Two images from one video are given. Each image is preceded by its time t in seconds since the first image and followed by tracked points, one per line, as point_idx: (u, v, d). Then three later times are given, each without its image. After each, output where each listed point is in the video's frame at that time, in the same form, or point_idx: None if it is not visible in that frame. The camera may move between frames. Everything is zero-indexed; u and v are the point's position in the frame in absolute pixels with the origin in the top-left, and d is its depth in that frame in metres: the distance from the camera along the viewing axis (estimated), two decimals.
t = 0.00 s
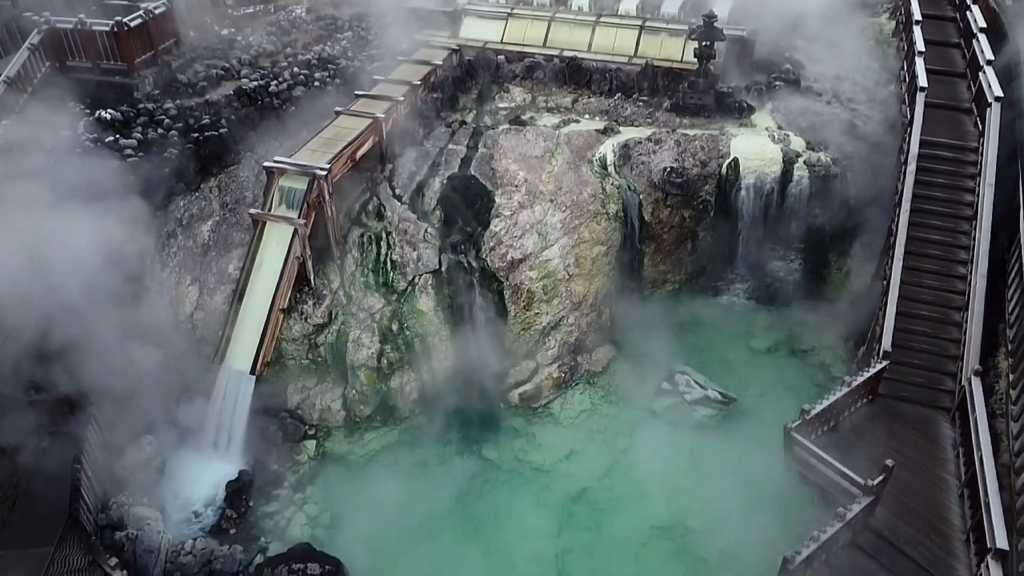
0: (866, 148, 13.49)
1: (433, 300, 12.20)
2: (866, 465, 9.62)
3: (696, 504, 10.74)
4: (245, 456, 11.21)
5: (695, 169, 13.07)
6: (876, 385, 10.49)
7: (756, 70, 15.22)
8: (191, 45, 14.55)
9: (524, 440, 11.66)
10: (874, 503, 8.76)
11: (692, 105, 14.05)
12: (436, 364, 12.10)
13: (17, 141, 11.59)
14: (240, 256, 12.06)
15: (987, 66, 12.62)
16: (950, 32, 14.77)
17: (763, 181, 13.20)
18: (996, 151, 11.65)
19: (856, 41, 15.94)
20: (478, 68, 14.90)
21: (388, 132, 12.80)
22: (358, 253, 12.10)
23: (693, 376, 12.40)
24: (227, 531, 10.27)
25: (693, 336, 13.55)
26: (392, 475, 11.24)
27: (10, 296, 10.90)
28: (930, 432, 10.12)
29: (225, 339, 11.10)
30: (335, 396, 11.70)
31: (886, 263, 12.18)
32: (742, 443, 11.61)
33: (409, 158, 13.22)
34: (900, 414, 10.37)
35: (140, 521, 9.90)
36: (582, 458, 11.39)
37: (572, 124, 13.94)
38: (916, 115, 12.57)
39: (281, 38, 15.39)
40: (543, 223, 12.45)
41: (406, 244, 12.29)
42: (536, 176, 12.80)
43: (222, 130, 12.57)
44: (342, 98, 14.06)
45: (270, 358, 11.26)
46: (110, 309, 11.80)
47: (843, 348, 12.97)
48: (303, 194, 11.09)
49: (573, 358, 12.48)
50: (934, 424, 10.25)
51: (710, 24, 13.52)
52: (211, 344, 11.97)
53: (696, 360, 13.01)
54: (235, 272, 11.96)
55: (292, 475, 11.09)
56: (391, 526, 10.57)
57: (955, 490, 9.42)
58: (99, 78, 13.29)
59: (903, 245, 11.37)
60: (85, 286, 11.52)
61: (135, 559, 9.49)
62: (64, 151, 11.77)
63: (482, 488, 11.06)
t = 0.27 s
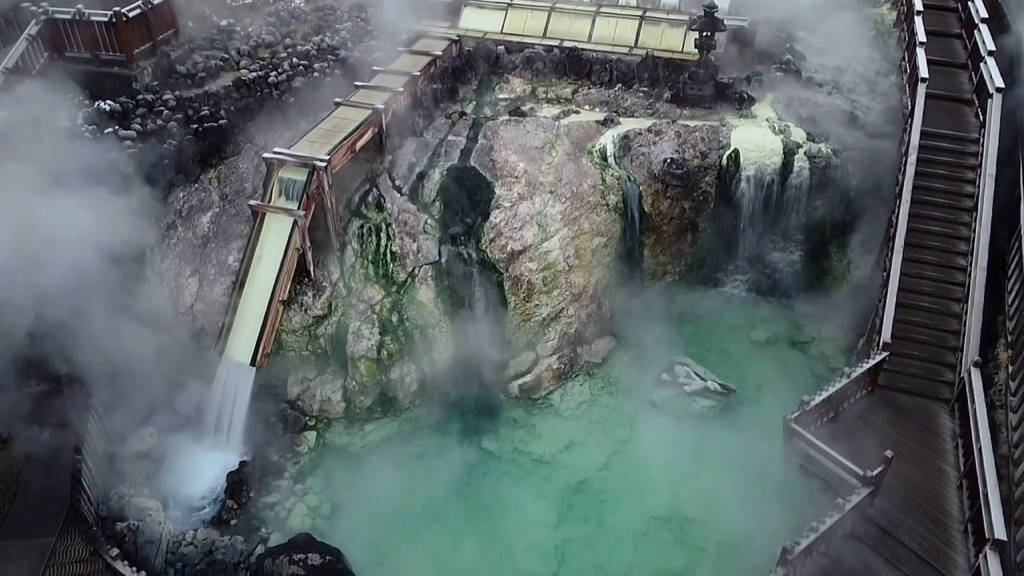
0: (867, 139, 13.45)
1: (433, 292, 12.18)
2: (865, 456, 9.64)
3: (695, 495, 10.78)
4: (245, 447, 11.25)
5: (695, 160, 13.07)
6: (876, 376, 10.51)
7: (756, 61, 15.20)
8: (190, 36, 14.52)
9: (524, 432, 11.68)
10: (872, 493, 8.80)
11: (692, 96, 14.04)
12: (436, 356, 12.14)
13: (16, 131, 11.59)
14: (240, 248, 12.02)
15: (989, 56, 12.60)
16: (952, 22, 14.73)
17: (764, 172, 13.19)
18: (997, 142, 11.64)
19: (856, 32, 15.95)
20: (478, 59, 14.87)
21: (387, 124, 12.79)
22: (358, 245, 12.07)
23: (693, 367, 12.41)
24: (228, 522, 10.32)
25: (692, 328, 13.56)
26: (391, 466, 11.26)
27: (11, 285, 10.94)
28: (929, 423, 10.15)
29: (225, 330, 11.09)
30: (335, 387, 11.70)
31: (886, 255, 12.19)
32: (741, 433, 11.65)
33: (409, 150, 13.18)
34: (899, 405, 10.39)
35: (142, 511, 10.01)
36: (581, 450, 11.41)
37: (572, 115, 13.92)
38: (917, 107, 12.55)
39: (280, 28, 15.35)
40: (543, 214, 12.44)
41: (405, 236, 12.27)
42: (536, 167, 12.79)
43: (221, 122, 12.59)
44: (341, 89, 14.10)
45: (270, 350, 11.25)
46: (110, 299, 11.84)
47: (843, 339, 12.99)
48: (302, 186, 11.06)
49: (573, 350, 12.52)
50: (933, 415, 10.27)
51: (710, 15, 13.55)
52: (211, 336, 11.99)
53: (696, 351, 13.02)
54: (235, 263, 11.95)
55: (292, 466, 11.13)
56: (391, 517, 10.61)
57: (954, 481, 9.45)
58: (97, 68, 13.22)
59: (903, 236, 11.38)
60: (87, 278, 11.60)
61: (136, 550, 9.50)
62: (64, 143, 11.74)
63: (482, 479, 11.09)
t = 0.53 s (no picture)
0: (868, 130, 13.42)
1: (434, 282, 12.21)
2: (865, 447, 9.67)
3: (695, 485, 10.83)
4: (246, 438, 11.23)
5: (696, 151, 13.02)
6: (876, 367, 10.53)
7: (757, 52, 15.15)
8: (189, 28, 14.53)
9: (524, 423, 11.71)
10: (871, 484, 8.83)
11: (694, 87, 14.01)
12: (437, 347, 12.14)
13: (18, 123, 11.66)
14: (240, 239, 11.98)
15: (991, 47, 12.58)
16: (953, 13, 14.71)
17: (765, 163, 13.14)
18: (998, 133, 11.63)
19: (856, 24, 15.97)
20: (478, 49, 14.84)
21: (387, 115, 12.78)
22: (358, 236, 12.05)
23: (693, 358, 12.46)
24: (229, 512, 10.32)
25: (693, 319, 13.56)
26: (392, 457, 11.28)
27: (11, 280, 11.07)
28: (928, 414, 10.17)
29: (226, 322, 11.08)
30: (335, 378, 11.69)
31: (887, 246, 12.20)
32: (740, 424, 11.68)
33: (408, 141, 13.14)
34: (898, 395, 10.42)
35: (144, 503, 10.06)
36: (581, 441, 11.44)
37: (572, 106, 13.89)
38: (919, 97, 12.53)
39: (280, 19, 15.39)
40: (544, 205, 12.41)
41: (405, 227, 12.24)
42: (536, 158, 12.76)
43: (221, 113, 12.62)
44: (341, 79, 14.07)
45: (271, 341, 11.28)
46: (109, 290, 11.90)
47: (844, 330, 12.98)
48: (302, 177, 11.05)
49: (573, 342, 12.50)
50: (933, 406, 10.29)
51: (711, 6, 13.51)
52: (211, 327, 11.91)
53: (697, 342, 13.03)
54: (235, 254, 11.89)
55: (293, 457, 11.15)
56: (392, 507, 10.65)
57: (953, 471, 9.49)
58: (95, 58, 13.13)
59: (904, 227, 11.38)
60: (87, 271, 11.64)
61: (138, 540, 9.56)
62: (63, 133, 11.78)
63: (483, 469, 11.12)
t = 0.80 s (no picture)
0: (870, 121, 13.42)
1: (435, 274, 12.17)
2: (866, 438, 9.70)
3: (696, 476, 10.86)
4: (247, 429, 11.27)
5: (697, 142, 13.04)
6: (877, 358, 10.55)
7: (759, 42, 15.11)
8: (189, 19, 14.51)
9: (525, 413, 11.73)
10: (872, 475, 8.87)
11: (696, 77, 13.90)
12: (438, 338, 12.16)
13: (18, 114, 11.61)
14: (240, 230, 12.02)
15: (994, 38, 12.56)
16: (956, 4, 14.70)
17: (767, 154, 13.11)
18: (1001, 124, 11.61)
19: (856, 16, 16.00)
20: (478, 40, 14.83)
21: (387, 106, 12.75)
22: (359, 227, 12.03)
23: (694, 349, 12.47)
24: (231, 503, 10.31)
25: (693, 310, 13.55)
26: (393, 447, 11.30)
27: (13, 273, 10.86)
28: (929, 404, 10.19)
29: (227, 313, 11.06)
30: (337, 369, 11.71)
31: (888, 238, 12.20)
32: (741, 415, 11.70)
33: (409, 132, 13.11)
34: (899, 386, 10.44)
35: (147, 494, 10.05)
36: (582, 432, 11.47)
37: (574, 97, 13.82)
38: (921, 88, 12.51)
39: (280, 10, 15.45)
40: (545, 196, 12.41)
41: (407, 219, 12.23)
42: (537, 149, 12.75)
43: (221, 103, 12.59)
44: (342, 70, 14.08)
45: (273, 332, 11.23)
46: (111, 283, 11.77)
47: (845, 321, 12.98)
48: (303, 168, 11.05)
49: (575, 334, 12.49)
50: (934, 397, 10.30)
51: None
52: (212, 316, 12.02)
53: (698, 333, 13.04)
54: (236, 246, 11.95)
55: (296, 448, 11.16)
56: (394, 498, 10.69)
57: (953, 462, 9.51)
58: (95, 49, 13.09)
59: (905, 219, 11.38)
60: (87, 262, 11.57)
61: (141, 531, 9.56)
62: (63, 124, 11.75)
63: (484, 460, 11.16)
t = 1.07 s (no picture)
0: (872, 112, 13.39)
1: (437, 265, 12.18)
2: (868, 429, 9.72)
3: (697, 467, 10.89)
4: (249, 421, 11.32)
5: (699, 134, 12.97)
6: (878, 350, 10.56)
7: (761, 33, 15.08)
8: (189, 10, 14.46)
9: (527, 405, 11.75)
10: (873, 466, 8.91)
11: (698, 68, 13.92)
12: (440, 330, 12.11)
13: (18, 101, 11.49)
14: (242, 222, 11.97)
15: (997, 28, 12.52)
16: None
17: (769, 146, 13.10)
18: (1004, 115, 11.58)
19: (857, 8, 16.00)
20: (479, 31, 14.80)
21: (389, 97, 12.70)
22: (361, 218, 12.00)
23: (696, 341, 12.48)
24: (234, 494, 10.33)
25: (695, 301, 13.55)
26: (395, 438, 11.32)
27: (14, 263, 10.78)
28: (930, 396, 10.20)
29: (230, 305, 11.04)
30: (340, 361, 11.73)
31: (890, 229, 12.20)
32: (743, 406, 11.72)
33: (410, 123, 13.09)
34: (901, 377, 10.45)
35: (150, 486, 10.06)
36: (584, 423, 11.49)
37: (576, 88, 13.81)
38: (924, 79, 12.47)
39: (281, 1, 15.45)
40: (547, 187, 12.40)
41: (408, 210, 12.24)
42: (539, 140, 12.75)
43: (222, 95, 12.60)
44: (343, 62, 14.10)
45: (275, 324, 11.22)
46: (113, 273, 11.81)
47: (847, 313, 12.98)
48: (304, 160, 11.04)
49: (577, 325, 12.50)
50: (935, 388, 10.31)
51: None
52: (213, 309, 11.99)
53: (700, 325, 13.04)
54: (238, 238, 11.89)
55: (298, 439, 11.19)
56: (396, 488, 10.72)
57: (955, 453, 9.53)
58: (95, 40, 13.04)
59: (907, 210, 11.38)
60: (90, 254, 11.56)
61: (144, 522, 9.59)
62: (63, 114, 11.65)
63: (486, 451, 11.18)
